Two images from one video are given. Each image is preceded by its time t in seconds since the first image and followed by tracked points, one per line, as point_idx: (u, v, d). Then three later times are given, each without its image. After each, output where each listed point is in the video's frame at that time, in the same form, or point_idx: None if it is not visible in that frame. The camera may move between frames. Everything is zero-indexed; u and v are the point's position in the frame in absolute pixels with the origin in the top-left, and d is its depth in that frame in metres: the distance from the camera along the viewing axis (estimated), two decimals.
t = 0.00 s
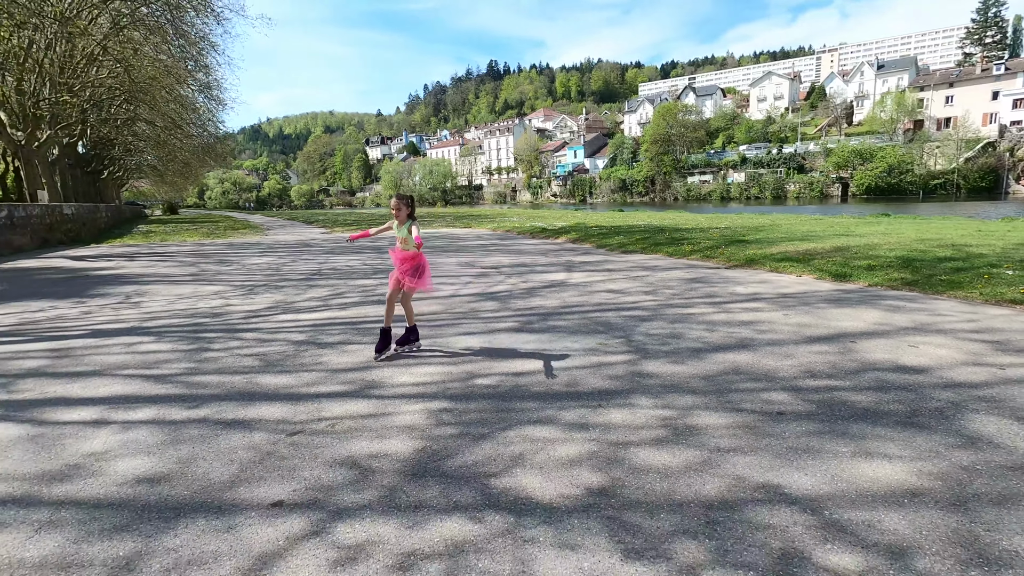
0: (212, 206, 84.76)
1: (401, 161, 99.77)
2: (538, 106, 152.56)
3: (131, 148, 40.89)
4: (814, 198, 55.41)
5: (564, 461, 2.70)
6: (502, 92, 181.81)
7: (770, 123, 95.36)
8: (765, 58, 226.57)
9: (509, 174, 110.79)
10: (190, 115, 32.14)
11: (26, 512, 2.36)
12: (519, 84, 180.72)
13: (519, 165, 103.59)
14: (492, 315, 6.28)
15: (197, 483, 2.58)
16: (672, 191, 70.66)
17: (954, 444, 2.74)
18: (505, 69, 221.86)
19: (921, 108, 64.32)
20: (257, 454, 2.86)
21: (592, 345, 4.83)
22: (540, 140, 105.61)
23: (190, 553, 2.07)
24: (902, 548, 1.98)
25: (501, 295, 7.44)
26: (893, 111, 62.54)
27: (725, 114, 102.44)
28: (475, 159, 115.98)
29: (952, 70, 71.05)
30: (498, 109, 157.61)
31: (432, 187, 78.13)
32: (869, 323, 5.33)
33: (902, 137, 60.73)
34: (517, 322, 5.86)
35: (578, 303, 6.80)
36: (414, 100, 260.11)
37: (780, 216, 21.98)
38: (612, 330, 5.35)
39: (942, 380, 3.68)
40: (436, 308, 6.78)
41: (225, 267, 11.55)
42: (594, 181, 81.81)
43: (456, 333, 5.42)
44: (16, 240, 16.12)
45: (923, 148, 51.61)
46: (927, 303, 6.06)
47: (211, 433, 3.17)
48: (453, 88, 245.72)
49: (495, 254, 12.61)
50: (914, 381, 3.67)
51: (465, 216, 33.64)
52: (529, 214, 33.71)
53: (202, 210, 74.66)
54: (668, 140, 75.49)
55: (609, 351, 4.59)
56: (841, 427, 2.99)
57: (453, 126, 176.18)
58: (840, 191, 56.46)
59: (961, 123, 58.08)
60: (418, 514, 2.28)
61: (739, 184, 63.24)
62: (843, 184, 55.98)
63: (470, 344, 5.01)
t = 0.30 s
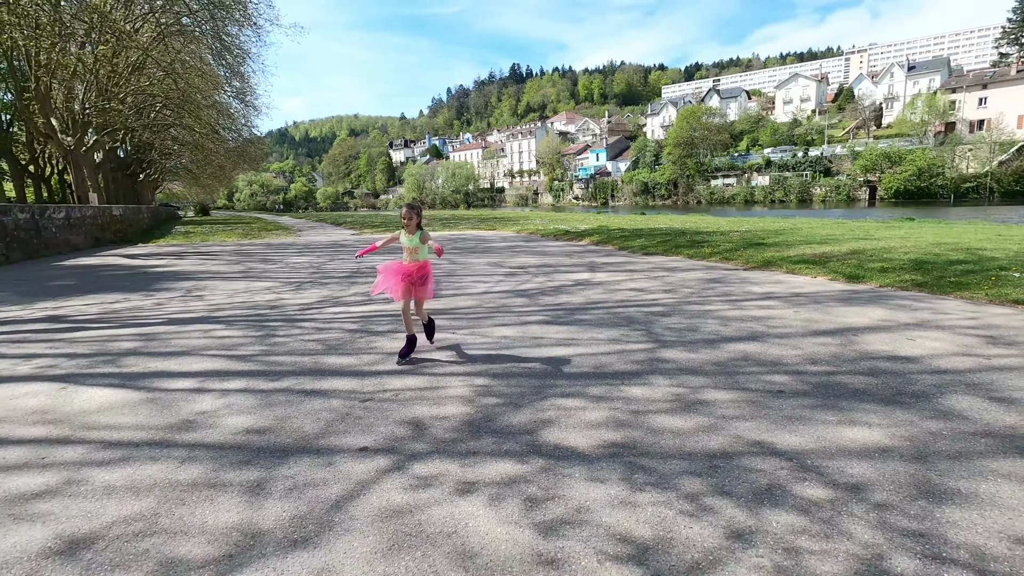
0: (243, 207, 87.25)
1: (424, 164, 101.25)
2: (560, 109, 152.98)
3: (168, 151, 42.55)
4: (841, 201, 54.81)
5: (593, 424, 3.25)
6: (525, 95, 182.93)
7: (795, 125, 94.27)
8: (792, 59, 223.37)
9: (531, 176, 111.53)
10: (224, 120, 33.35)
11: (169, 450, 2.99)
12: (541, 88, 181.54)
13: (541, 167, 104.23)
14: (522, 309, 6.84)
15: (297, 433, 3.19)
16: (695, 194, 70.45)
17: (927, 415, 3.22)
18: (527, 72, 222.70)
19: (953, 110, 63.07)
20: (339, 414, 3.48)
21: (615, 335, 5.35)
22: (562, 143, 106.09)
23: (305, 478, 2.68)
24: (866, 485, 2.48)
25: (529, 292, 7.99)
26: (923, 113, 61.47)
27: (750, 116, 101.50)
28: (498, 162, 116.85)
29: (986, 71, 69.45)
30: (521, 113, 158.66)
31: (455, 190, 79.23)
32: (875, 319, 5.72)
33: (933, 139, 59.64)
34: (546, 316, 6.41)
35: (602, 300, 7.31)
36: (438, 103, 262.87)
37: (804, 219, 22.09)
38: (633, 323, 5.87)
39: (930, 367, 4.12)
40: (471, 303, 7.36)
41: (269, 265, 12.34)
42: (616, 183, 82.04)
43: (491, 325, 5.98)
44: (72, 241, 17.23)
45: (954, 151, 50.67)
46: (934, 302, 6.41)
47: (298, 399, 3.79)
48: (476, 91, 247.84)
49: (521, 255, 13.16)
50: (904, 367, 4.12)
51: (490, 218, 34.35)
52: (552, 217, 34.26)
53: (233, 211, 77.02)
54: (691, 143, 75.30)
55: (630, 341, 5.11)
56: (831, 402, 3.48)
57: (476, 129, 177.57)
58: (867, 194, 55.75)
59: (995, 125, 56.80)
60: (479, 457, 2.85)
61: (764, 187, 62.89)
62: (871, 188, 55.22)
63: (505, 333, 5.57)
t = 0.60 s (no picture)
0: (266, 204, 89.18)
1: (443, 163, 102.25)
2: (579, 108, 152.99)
3: (198, 150, 43.93)
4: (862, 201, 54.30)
5: (603, 390, 3.82)
6: (543, 93, 183.26)
7: (817, 124, 93.15)
8: (815, 56, 220.10)
9: (548, 175, 111.94)
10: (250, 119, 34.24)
11: (251, 404, 3.64)
12: (560, 86, 181.68)
13: (559, 166, 104.58)
14: (541, 300, 7.39)
15: (352, 394, 3.80)
16: (714, 193, 70.24)
17: (892, 387, 3.73)
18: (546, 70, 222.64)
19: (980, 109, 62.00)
20: (385, 381, 4.10)
21: (627, 322, 5.88)
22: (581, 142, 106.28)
23: (366, 426, 3.29)
24: (826, 436, 3.02)
25: (547, 286, 8.53)
26: (949, 111, 60.54)
27: (771, 114, 100.58)
28: (516, 161, 117.45)
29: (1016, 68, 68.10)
30: (539, 111, 158.99)
31: (473, 188, 80.03)
32: (868, 311, 6.16)
33: (959, 139, 58.72)
34: (562, 306, 6.95)
35: (615, 293, 7.83)
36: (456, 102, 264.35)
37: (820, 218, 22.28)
38: (644, 313, 6.38)
39: (908, 351, 4.59)
40: (493, 294, 7.93)
41: (301, 259, 13.05)
42: (634, 182, 82.09)
43: (513, 313, 6.55)
44: (114, 236, 18.22)
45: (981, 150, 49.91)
46: (928, 297, 6.79)
47: (349, 371, 4.42)
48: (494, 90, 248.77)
49: (539, 251, 13.71)
50: (884, 350, 4.60)
51: (508, 216, 35.01)
52: (569, 215, 34.77)
53: (257, 208, 78.90)
54: (711, 142, 75.08)
55: (640, 327, 5.63)
56: (811, 376, 4.00)
57: (494, 128, 178.38)
58: (890, 194, 55.17)
59: None
60: (507, 412, 3.44)
61: (783, 187, 62.57)
62: (894, 188, 54.60)
63: (526, 320, 6.13)
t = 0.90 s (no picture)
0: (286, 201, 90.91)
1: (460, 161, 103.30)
2: (596, 106, 152.99)
3: (223, 147, 45.20)
4: (883, 202, 53.83)
5: (612, 361, 4.41)
6: (560, 92, 183.33)
7: (838, 124, 92.22)
8: (838, 54, 217.17)
9: (565, 173, 112.24)
10: (274, 117, 35.17)
11: (313, 368, 4.31)
12: (577, 85, 181.78)
13: (576, 165, 104.97)
14: (558, 290, 7.97)
15: (397, 362, 4.44)
16: (731, 193, 70.10)
17: (866, 361, 4.27)
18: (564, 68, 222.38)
19: (1006, 109, 61.10)
20: (424, 353, 4.73)
21: (636, 308, 6.43)
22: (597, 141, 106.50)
23: (412, 385, 3.93)
24: (799, 397, 3.59)
25: (563, 278, 9.11)
26: (973, 112, 59.80)
27: (790, 114, 99.76)
28: (533, 159, 117.83)
29: None
30: (556, 110, 159.47)
31: (490, 186, 80.80)
32: (861, 303, 6.64)
33: (983, 139, 58.01)
34: (578, 295, 7.53)
35: (628, 285, 8.37)
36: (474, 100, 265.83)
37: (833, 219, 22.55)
38: (653, 301, 6.92)
39: (889, 335, 5.09)
40: (513, 284, 8.53)
41: (330, 253, 13.78)
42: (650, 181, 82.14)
43: (531, 300, 7.14)
44: (151, 230, 19.17)
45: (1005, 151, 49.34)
46: (921, 291, 7.22)
47: (390, 345, 5.08)
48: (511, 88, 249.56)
49: (556, 248, 14.26)
50: (867, 335, 5.12)
51: (525, 215, 35.57)
52: (585, 214, 35.25)
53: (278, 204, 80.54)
54: (729, 142, 74.97)
55: (649, 313, 6.17)
56: (796, 353, 4.55)
57: (511, 126, 178.95)
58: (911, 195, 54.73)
59: None
60: (530, 377, 4.05)
61: (802, 187, 62.28)
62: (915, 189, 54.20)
63: (543, 306, 6.71)
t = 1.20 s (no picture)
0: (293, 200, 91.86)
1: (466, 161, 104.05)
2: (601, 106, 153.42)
3: (233, 147, 45.98)
4: (887, 201, 54.00)
5: (600, 342, 4.99)
6: (565, 92, 183.50)
7: (843, 123, 92.29)
8: (845, 52, 216.37)
9: (569, 173, 112.61)
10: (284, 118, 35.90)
11: (338, 347, 4.93)
12: (582, 84, 182.22)
13: (581, 164, 105.50)
14: (556, 283, 8.54)
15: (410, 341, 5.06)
16: (735, 192, 70.42)
17: (824, 342, 4.82)
18: (569, 66, 222.40)
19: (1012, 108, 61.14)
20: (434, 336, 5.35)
21: (627, 298, 7.00)
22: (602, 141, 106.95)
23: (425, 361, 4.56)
24: (758, 369, 4.16)
25: (561, 273, 9.68)
26: (978, 111, 59.93)
27: (795, 113, 99.83)
28: (538, 159, 118.01)
29: None
30: (561, 110, 160.10)
31: (495, 185, 81.49)
32: (835, 294, 7.17)
33: (988, 138, 58.12)
34: (574, 287, 8.10)
35: (622, 278, 8.93)
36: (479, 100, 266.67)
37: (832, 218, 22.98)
38: (643, 292, 7.49)
39: (852, 322, 5.63)
40: (515, 278, 9.11)
41: (341, 250, 14.41)
42: (655, 181, 82.52)
43: (531, 292, 7.72)
44: (168, 228, 19.88)
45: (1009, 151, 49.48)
46: (894, 284, 7.73)
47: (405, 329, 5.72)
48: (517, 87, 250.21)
49: (558, 245, 14.82)
50: (833, 321, 5.67)
51: (529, 214, 36.12)
52: (588, 213, 35.80)
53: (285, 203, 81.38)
54: (733, 141, 75.35)
55: (638, 302, 6.74)
56: (764, 335, 5.12)
57: (516, 126, 179.36)
58: (915, 195, 55.01)
59: None
60: (527, 354, 4.66)
61: (806, 187, 62.51)
62: (919, 189, 54.48)
63: (541, 297, 7.29)
